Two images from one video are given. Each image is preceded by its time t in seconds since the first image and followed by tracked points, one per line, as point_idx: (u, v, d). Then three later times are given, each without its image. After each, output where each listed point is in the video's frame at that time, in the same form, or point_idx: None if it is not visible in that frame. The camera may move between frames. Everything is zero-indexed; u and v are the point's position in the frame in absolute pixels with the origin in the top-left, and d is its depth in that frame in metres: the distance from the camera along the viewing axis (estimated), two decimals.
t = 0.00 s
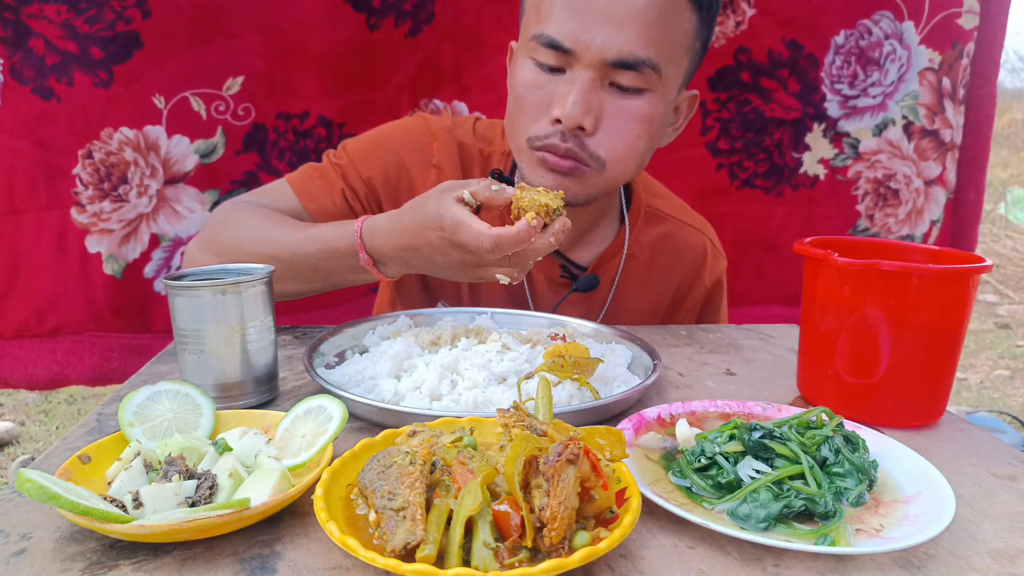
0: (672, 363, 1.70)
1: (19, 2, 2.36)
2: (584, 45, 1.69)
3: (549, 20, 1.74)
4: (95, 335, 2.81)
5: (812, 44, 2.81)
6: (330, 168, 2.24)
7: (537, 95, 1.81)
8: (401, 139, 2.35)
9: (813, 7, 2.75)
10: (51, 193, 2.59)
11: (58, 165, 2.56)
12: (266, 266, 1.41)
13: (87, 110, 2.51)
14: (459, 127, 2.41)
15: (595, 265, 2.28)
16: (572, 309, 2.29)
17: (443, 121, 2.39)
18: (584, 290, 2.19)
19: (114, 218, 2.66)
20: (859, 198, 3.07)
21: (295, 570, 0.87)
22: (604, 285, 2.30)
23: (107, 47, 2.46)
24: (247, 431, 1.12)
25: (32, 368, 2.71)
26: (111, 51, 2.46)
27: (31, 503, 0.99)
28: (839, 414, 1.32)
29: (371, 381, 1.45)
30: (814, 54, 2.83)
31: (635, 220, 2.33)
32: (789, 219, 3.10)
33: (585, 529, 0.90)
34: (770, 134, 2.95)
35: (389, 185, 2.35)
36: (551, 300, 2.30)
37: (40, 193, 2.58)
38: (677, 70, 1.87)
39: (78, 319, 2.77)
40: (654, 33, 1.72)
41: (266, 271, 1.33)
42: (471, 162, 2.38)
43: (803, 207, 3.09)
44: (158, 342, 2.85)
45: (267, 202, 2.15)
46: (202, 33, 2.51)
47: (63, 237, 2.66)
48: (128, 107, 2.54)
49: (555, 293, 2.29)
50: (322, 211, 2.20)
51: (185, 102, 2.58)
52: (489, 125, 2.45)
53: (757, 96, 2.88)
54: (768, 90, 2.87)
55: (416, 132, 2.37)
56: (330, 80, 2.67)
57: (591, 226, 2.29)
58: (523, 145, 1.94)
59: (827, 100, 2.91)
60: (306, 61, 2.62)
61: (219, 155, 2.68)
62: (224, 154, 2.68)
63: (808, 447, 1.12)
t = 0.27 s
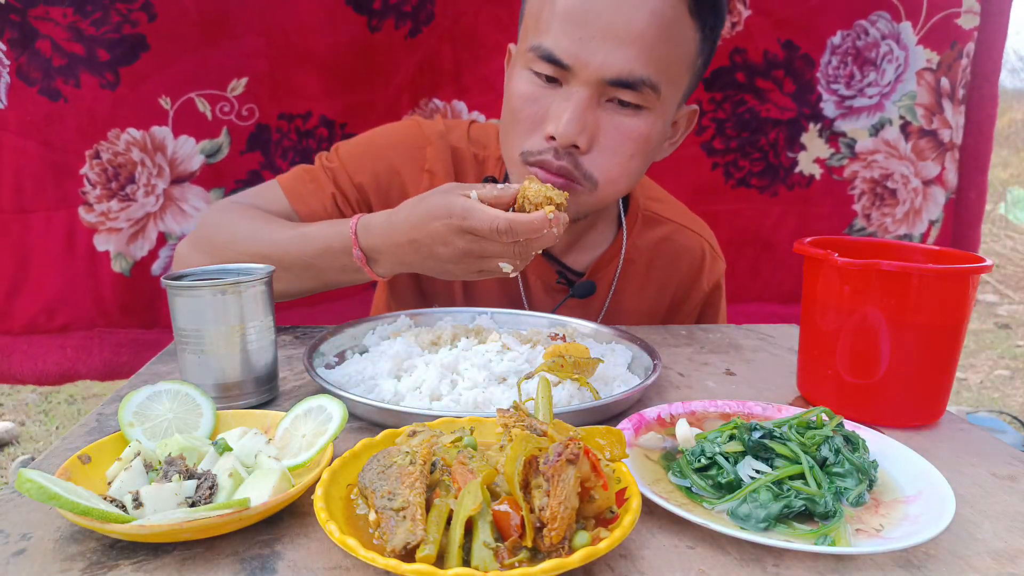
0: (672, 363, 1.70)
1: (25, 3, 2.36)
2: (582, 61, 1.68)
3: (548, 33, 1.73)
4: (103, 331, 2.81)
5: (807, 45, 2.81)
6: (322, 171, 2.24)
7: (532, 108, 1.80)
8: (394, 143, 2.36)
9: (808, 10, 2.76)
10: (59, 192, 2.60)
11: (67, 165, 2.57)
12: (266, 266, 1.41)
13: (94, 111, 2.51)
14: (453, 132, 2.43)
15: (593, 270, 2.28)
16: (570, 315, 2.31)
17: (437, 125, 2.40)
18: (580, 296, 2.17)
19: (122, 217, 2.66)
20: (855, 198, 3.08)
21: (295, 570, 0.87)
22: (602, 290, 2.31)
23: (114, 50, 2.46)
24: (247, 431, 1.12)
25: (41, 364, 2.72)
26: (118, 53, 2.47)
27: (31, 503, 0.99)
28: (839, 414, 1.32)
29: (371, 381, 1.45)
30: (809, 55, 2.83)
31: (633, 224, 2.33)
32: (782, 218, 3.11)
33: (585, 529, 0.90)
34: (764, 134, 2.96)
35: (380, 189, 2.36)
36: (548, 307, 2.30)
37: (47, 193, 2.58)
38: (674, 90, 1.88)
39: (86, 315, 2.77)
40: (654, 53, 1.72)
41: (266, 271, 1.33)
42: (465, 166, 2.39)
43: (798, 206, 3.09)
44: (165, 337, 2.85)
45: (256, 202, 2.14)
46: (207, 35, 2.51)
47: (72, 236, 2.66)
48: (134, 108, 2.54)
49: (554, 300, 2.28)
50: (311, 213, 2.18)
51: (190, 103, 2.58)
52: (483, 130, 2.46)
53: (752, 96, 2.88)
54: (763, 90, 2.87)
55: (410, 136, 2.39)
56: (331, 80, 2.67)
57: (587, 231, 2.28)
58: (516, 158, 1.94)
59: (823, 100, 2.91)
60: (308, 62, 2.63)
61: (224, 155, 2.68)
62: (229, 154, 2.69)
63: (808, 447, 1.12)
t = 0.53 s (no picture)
0: (673, 363, 1.70)
1: (31, 5, 2.37)
2: (583, 64, 1.67)
3: (551, 33, 1.73)
4: (111, 327, 2.80)
5: (806, 45, 2.81)
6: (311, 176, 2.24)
7: (531, 108, 1.80)
8: (385, 149, 2.36)
9: (807, 9, 2.76)
10: (66, 192, 2.60)
11: (74, 164, 2.57)
12: (266, 266, 1.41)
13: (101, 112, 2.52)
14: (446, 139, 2.42)
15: (589, 277, 2.28)
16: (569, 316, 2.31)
17: (430, 132, 2.39)
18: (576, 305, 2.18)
19: (129, 215, 2.66)
20: (855, 198, 3.07)
21: (295, 570, 0.87)
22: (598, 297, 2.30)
23: (120, 51, 2.46)
24: (247, 431, 1.12)
25: (50, 359, 2.73)
26: (123, 55, 2.47)
27: (31, 503, 0.99)
28: (839, 414, 1.32)
29: (371, 381, 1.45)
30: (809, 55, 2.83)
31: (629, 232, 2.33)
32: (780, 218, 3.11)
33: (585, 529, 0.90)
34: (764, 134, 2.96)
35: (370, 194, 2.36)
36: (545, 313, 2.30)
37: (55, 192, 2.59)
38: (674, 102, 1.88)
39: (94, 311, 2.76)
40: (656, 60, 1.72)
41: (266, 271, 1.33)
42: (458, 173, 2.40)
43: (795, 205, 3.09)
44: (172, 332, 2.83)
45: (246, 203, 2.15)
46: (211, 36, 2.52)
47: (79, 236, 2.66)
48: (138, 109, 2.54)
49: (548, 306, 2.29)
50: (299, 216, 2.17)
51: (195, 104, 2.58)
52: (477, 135, 2.46)
53: (751, 95, 2.87)
54: (761, 90, 2.87)
55: (402, 143, 2.38)
56: (332, 81, 2.67)
57: (583, 239, 2.29)
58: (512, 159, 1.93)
59: (823, 99, 2.90)
60: (310, 63, 2.63)
61: (228, 154, 2.68)
62: (233, 153, 2.68)
63: (807, 447, 1.12)
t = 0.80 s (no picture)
0: (673, 363, 1.70)
1: (35, 6, 2.36)
2: (584, 64, 1.68)
3: (555, 32, 1.73)
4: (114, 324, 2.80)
5: (807, 44, 2.81)
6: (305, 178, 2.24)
7: (528, 106, 1.79)
8: (380, 153, 2.36)
9: (807, 8, 2.76)
10: (69, 192, 2.60)
11: (77, 164, 2.57)
12: (266, 266, 1.41)
13: (104, 112, 2.52)
14: (441, 144, 2.43)
15: (585, 284, 2.28)
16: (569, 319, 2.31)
17: (426, 137, 2.40)
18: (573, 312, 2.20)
19: (131, 215, 2.66)
20: (858, 198, 3.07)
21: (295, 570, 0.87)
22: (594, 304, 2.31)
23: (122, 52, 2.46)
24: (247, 431, 1.12)
25: (53, 356, 2.71)
26: (126, 56, 2.47)
27: (31, 504, 0.99)
28: (840, 414, 1.32)
29: (371, 381, 1.45)
30: (811, 55, 2.83)
31: (627, 237, 2.33)
32: (782, 218, 3.11)
33: (585, 529, 0.90)
34: (765, 134, 2.96)
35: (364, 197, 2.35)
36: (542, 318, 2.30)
37: (58, 191, 2.59)
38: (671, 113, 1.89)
39: (97, 310, 2.76)
40: (657, 67, 1.73)
41: (266, 271, 1.33)
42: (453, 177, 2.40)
43: (798, 206, 3.10)
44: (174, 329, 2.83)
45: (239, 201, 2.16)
46: (212, 36, 2.52)
47: (82, 235, 2.66)
48: (141, 109, 2.54)
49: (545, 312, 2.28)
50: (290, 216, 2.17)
51: (196, 104, 2.58)
52: (472, 141, 2.48)
53: (752, 95, 2.88)
54: (763, 90, 2.87)
55: (397, 147, 2.39)
56: (333, 81, 2.67)
57: (581, 245, 2.30)
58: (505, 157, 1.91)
59: (826, 99, 2.90)
60: (311, 63, 2.63)
61: (230, 154, 2.68)
62: (235, 153, 2.68)
63: (807, 447, 1.12)
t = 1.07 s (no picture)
0: (672, 363, 1.70)
1: (35, 6, 2.36)
2: (583, 76, 1.67)
3: (558, 40, 1.72)
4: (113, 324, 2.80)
5: (811, 42, 2.81)
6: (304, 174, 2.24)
7: (527, 112, 1.79)
8: (380, 152, 2.36)
9: (812, 6, 2.76)
10: (69, 192, 2.60)
11: (77, 164, 2.57)
12: (266, 266, 1.41)
13: (103, 112, 2.52)
14: (441, 144, 2.43)
15: (585, 287, 2.28)
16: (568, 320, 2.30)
17: (426, 137, 2.42)
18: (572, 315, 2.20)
19: (131, 215, 2.66)
20: (863, 199, 3.07)
21: (295, 569, 0.87)
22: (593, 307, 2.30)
23: (122, 52, 2.46)
24: (247, 431, 1.12)
25: (53, 356, 2.72)
26: (126, 56, 2.47)
27: (31, 504, 0.99)
28: (839, 414, 1.32)
29: (371, 382, 1.45)
30: (815, 54, 2.83)
31: (627, 241, 2.33)
32: (786, 219, 3.11)
33: (585, 529, 0.90)
34: (770, 134, 2.96)
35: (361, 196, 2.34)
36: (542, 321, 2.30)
37: (58, 191, 2.59)
38: (671, 131, 1.89)
39: (96, 309, 2.76)
40: (658, 84, 1.72)
41: (266, 271, 1.33)
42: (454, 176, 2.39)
43: (803, 208, 3.10)
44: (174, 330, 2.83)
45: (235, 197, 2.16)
46: (212, 36, 2.52)
47: (82, 234, 2.66)
48: (141, 109, 2.54)
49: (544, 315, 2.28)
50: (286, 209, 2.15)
51: (195, 104, 2.58)
52: (473, 141, 2.47)
53: (756, 96, 2.88)
54: (767, 90, 2.88)
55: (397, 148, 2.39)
56: (332, 81, 2.67)
57: (581, 246, 2.30)
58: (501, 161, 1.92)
59: (830, 99, 2.91)
60: (311, 63, 2.63)
61: (229, 154, 2.68)
62: (234, 153, 2.68)
63: (808, 447, 1.12)
